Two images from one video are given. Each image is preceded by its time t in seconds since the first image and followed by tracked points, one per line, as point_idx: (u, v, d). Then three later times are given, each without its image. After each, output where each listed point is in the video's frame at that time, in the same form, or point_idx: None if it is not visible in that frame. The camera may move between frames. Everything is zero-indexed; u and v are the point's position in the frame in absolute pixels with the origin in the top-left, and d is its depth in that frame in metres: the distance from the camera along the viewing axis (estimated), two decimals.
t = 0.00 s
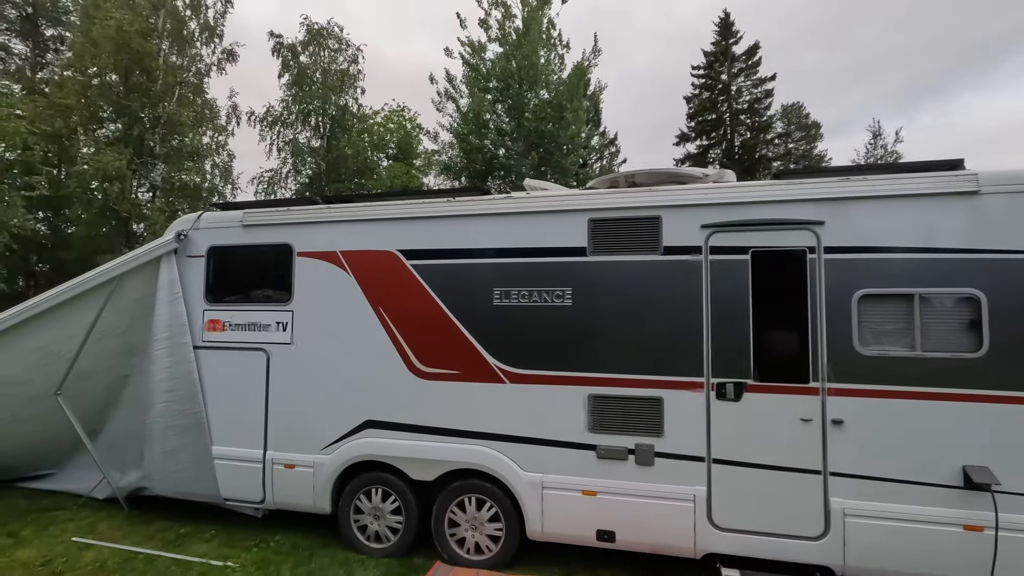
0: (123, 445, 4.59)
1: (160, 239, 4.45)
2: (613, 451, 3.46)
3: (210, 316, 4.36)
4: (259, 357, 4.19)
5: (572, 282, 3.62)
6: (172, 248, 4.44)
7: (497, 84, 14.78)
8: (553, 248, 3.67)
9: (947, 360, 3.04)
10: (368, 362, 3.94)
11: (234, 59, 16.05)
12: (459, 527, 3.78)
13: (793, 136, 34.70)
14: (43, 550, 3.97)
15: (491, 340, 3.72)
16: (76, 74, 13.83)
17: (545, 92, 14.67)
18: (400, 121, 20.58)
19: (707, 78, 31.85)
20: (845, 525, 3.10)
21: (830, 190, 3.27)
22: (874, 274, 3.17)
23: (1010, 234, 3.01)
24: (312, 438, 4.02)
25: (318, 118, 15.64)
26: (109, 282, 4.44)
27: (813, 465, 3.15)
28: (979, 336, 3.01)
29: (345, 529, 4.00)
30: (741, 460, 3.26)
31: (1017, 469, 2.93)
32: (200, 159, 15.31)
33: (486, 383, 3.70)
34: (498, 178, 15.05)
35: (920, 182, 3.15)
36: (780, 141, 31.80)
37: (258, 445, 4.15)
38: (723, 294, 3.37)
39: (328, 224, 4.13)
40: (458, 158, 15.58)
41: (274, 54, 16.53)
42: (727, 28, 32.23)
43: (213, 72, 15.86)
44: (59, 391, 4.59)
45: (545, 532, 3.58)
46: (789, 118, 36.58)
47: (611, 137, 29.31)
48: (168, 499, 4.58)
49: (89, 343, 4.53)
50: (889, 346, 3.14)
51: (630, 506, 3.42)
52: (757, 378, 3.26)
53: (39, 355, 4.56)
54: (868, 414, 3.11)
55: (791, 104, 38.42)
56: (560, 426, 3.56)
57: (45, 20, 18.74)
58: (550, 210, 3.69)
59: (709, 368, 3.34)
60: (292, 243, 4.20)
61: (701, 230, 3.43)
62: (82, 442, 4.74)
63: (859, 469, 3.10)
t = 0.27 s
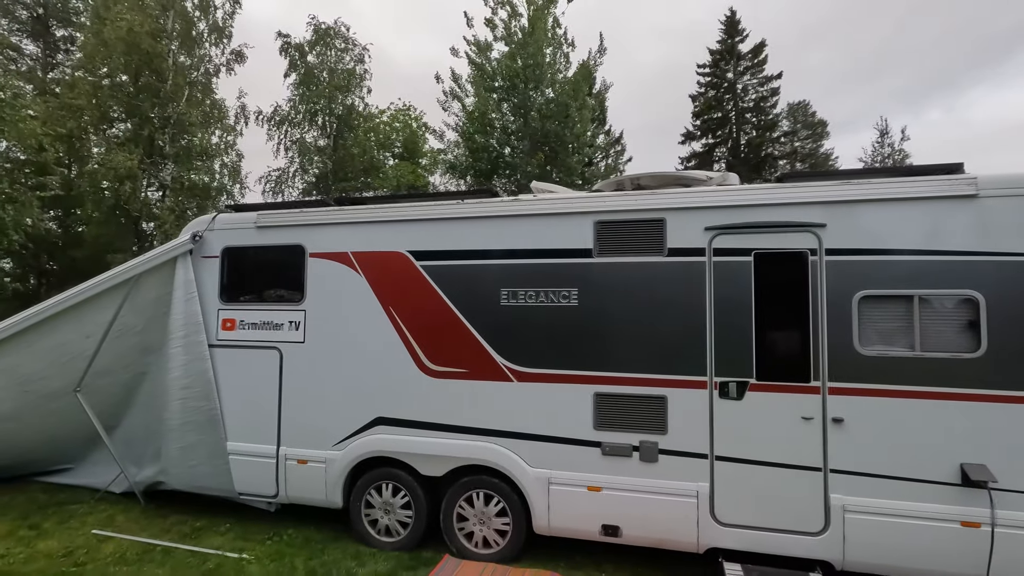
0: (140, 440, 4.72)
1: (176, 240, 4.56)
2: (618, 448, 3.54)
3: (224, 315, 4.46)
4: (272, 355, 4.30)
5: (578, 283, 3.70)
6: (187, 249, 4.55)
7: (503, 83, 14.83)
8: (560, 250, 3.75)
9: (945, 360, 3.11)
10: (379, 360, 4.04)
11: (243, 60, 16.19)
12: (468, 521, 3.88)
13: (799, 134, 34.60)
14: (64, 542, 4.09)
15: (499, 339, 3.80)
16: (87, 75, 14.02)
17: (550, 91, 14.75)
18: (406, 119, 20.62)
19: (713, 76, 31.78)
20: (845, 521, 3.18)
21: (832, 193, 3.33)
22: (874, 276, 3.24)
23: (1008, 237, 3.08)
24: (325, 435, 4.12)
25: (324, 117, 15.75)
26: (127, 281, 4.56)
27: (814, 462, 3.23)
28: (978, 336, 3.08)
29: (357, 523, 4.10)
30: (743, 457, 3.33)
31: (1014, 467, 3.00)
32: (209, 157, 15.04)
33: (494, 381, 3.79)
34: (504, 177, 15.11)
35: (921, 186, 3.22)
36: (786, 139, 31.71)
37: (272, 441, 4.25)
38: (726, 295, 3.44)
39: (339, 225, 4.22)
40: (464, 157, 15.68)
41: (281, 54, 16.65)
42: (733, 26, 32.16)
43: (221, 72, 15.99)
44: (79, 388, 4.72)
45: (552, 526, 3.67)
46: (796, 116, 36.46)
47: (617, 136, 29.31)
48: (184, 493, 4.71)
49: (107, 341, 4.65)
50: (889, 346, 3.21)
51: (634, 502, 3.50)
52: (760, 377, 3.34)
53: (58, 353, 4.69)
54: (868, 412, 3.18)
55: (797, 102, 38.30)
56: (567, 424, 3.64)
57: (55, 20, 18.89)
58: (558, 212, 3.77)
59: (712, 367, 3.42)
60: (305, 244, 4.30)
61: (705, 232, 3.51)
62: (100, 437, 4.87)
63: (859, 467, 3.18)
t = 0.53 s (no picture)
0: (153, 436, 4.83)
1: (187, 240, 4.67)
2: (619, 442, 3.62)
3: (235, 313, 4.57)
4: (282, 353, 4.40)
5: (580, 282, 3.78)
6: (199, 249, 4.66)
7: (507, 83, 14.90)
8: (562, 249, 3.83)
9: (940, 356, 3.18)
10: (386, 357, 4.14)
11: (250, 61, 16.34)
12: (473, 515, 3.98)
13: (805, 132, 34.49)
14: (81, 534, 4.21)
15: (503, 336, 3.89)
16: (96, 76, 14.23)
17: (554, 90, 14.82)
18: (412, 119, 20.70)
19: (718, 74, 31.72)
20: (842, 515, 3.25)
21: (830, 193, 3.40)
22: (870, 274, 3.30)
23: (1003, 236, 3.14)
24: (333, 430, 4.22)
25: (330, 117, 15.85)
26: (140, 281, 4.67)
27: (811, 456, 3.30)
28: (972, 333, 3.15)
29: (364, 517, 4.20)
30: (742, 451, 3.41)
31: (1008, 461, 3.06)
32: (218, 157, 15.11)
33: (498, 378, 3.87)
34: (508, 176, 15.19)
35: (916, 186, 3.28)
36: (791, 137, 31.63)
37: (282, 436, 4.36)
38: (725, 293, 3.52)
39: (347, 225, 4.32)
40: (468, 156, 15.77)
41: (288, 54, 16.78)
42: (738, 24, 32.10)
43: (229, 73, 16.14)
44: (94, 384, 4.84)
45: (555, 520, 3.75)
46: (801, 113, 36.35)
47: (622, 135, 29.33)
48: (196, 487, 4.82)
49: (121, 339, 4.76)
50: (885, 343, 3.27)
51: (635, 495, 3.58)
52: (758, 374, 3.41)
53: (74, 351, 4.81)
54: (864, 408, 3.25)
55: (803, 100, 38.18)
56: (569, 419, 3.73)
57: (65, 22, 19.09)
58: (561, 212, 3.85)
59: (712, 364, 3.50)
60: (313, 244, 4.40)
61: (705, 232, 3.58)
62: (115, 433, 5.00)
63: (855, 461, 3.25)
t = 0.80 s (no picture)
0: (168, 431, 4.94)
1: (200, 239, 4.77)
2: (625, 436, 3.70)
3: (247, 311, 4.67)
4: (293, 349, 4.50)
5: (586, 278, 3.86)
6: (212, 247, 4.75)
7: (511, 81, 14.97)
8: (568, 247, 3.91)
9: (939, 351, 3.24)
10: (395, 353, 4.22)
11: (256, 61, 16.45)
12: (481, 507, 4.06)
13: (810, 129, 34.40)
14: (100, 525, 4.32)
15: (510, 332, 3.97)
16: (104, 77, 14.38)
17: (558, 88, 14.87)
18: (416, 118, 20.77)
19: (722, 72, 31.66)
20: (843, 506, 3.32)
21: (831, 192, 3.46)
22: (871, 271, 3.37)
23: (1001, 233, 3.20)
24: (344, 424, 4.32)
25: (335, 116, 15.89)
26: (155, 279, 4.77)
27: (813, 449, 3.37)
28: (971, 328, 3.21)
29: (375, 509, 4.30)
30: (745, 444, 3.48)
31: (1006, 453, 3.13)
32: (225, 157, 15.23)
33: (505, 373, 3.96)
34: (512, 175, 15.25)
35: (916, 184, 3.34)
36: (795, 134, 31.58)
37: (294, 430, 4.46)
38: (729, 289, 3.59)
39: (357, 224, 4.40)
40: (472, 155, 15.83)
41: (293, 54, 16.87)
42: (743, 21, 32.06)
43: (235, 74, 16.26)
44: (110, 380, 4.95)
45: (561, 511, 3.84)
46: (806, 111, 36.32)
47: (626, 133, 29.35)
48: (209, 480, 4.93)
49: (136, 336, 4.87)
50: (886, 338, 3.34)
51: (640, 487, 3.66)
52: (761, 368, 3.48)
53: (91, 347, 4.92)
54: (864, 402, 3.32)
55: (807, 97, 38.07)
56: (575, 413, 3.81)
57: (72, 23, 19.22)
58: (567, 210, 3.92)
59: (715, 358, 3.57)
60: (324, 243, 4.49)
61: (708, 229, 3.65)
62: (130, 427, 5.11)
63: (856, 453, 3.32)
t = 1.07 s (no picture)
0: (184, 427, 5.03)
1: (217, 238, 4.86)
2: (635, 432, 3.77)
3: (262, 309, 4.75)
4: (308, 347, 4.58)
5: (597, 278, 3.93)
6: (227, 247, 4.84)
7: (516, 80, 15.03)
8: (579, 246, 3.98)
9: (945, 349, 3.30)
10: (409, 351, 4.30)
11: (264, 61, 16.57)
12: (493, 501, 4.14)
13: (815, 127, 34.31)
14: (120, 518, 4.42)
15: (521, 330, 4.04)
16: (113, 77, 14.51)
17: (563, 87, 14.91)
18: (421, 117, 20.77)
19: (727, 70, 31.62)
20: (850, 501, 3.38)
21: (839, 192, 3.52)
22: (878, 270, 3.42)
23: (1007, 233, 3.25)
24: (358, 420, 4.40)
25: (340, 115, 15.94)
26: (172, 277, 4.86)
27: (821, 446, 3.43)
28: (977, 327, 3.26)
29: (389, 504, 4.38)
30: (754, 440, 3.54)
31: (1011, 449, 3.18)
32: (233, 156, 15.36)
33: (517, 370, 4.03)
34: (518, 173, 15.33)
35: (923, 185, 3.39)
36: (800, 132, 31.52)
37: (308, 426, 4.54)
38: (738, 288, 3.65)
39: (370, 224, 4.48)
40: (478, 154, 15.89)
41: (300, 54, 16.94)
42: (748, 19, 32.01)
43: (243, 73, 16.39)
44: (128, 377, 5.05)
45: (572, 506, 3.91)
46: (811, 109, 36.25)
47: (630, 132, 29.36)
48: (225, 475, 5.02)
49: (153, 334, 4.96)
50: (893, 336, 3.39)
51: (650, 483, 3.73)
52: (769, 366, 3.54)
53: (109, 344, 5.01)
54: (871, 399, 3.38)
55: (812, 96, 37.97)
56: (586, 410, 3.88)
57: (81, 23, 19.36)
58: (578, 210, 3.99)
59: (724, 356, 3.63)
60: (338, 242, 4.57)
61: (718, 229, 3.71)
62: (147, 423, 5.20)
63: (863, 449, 3.38)
